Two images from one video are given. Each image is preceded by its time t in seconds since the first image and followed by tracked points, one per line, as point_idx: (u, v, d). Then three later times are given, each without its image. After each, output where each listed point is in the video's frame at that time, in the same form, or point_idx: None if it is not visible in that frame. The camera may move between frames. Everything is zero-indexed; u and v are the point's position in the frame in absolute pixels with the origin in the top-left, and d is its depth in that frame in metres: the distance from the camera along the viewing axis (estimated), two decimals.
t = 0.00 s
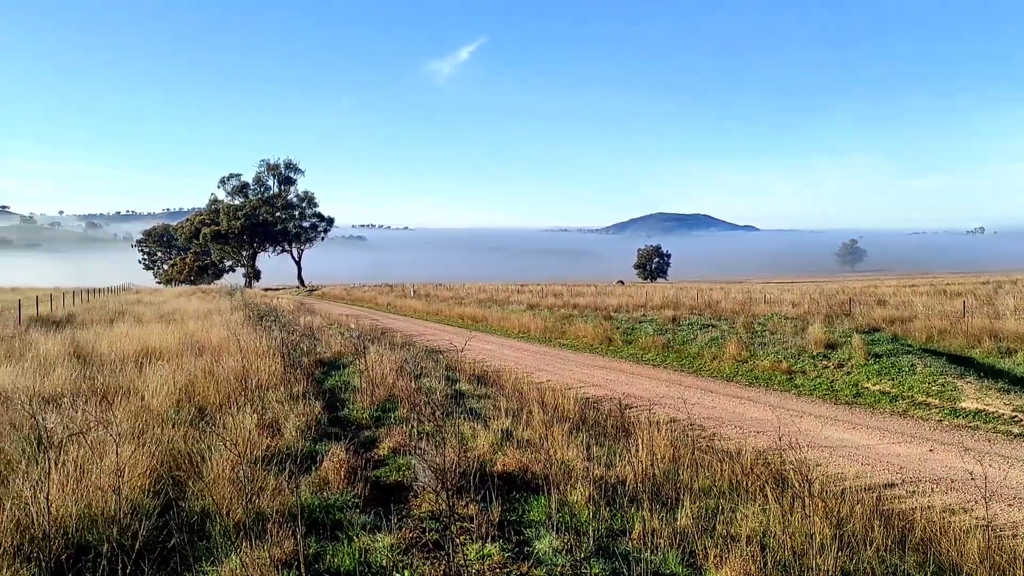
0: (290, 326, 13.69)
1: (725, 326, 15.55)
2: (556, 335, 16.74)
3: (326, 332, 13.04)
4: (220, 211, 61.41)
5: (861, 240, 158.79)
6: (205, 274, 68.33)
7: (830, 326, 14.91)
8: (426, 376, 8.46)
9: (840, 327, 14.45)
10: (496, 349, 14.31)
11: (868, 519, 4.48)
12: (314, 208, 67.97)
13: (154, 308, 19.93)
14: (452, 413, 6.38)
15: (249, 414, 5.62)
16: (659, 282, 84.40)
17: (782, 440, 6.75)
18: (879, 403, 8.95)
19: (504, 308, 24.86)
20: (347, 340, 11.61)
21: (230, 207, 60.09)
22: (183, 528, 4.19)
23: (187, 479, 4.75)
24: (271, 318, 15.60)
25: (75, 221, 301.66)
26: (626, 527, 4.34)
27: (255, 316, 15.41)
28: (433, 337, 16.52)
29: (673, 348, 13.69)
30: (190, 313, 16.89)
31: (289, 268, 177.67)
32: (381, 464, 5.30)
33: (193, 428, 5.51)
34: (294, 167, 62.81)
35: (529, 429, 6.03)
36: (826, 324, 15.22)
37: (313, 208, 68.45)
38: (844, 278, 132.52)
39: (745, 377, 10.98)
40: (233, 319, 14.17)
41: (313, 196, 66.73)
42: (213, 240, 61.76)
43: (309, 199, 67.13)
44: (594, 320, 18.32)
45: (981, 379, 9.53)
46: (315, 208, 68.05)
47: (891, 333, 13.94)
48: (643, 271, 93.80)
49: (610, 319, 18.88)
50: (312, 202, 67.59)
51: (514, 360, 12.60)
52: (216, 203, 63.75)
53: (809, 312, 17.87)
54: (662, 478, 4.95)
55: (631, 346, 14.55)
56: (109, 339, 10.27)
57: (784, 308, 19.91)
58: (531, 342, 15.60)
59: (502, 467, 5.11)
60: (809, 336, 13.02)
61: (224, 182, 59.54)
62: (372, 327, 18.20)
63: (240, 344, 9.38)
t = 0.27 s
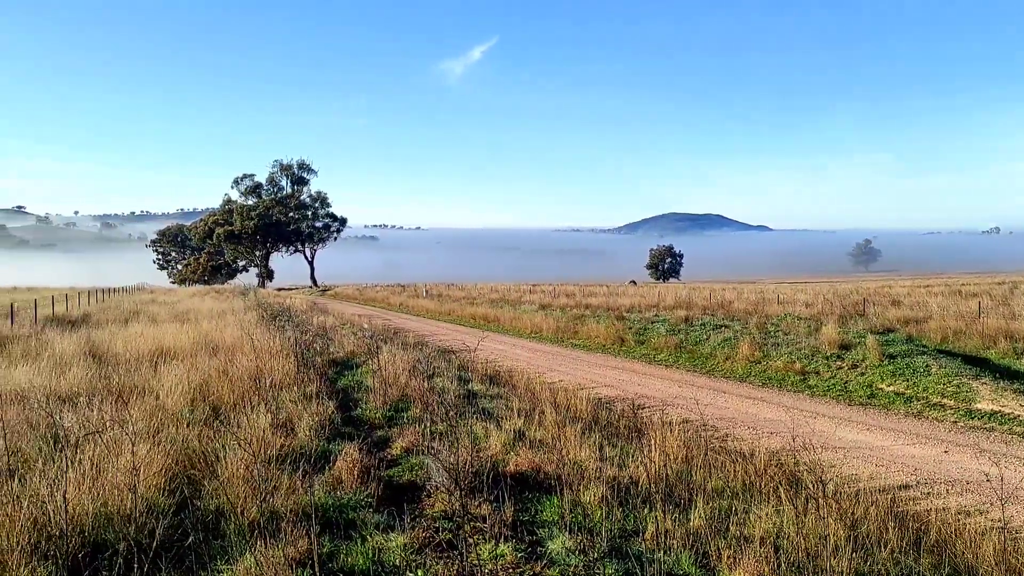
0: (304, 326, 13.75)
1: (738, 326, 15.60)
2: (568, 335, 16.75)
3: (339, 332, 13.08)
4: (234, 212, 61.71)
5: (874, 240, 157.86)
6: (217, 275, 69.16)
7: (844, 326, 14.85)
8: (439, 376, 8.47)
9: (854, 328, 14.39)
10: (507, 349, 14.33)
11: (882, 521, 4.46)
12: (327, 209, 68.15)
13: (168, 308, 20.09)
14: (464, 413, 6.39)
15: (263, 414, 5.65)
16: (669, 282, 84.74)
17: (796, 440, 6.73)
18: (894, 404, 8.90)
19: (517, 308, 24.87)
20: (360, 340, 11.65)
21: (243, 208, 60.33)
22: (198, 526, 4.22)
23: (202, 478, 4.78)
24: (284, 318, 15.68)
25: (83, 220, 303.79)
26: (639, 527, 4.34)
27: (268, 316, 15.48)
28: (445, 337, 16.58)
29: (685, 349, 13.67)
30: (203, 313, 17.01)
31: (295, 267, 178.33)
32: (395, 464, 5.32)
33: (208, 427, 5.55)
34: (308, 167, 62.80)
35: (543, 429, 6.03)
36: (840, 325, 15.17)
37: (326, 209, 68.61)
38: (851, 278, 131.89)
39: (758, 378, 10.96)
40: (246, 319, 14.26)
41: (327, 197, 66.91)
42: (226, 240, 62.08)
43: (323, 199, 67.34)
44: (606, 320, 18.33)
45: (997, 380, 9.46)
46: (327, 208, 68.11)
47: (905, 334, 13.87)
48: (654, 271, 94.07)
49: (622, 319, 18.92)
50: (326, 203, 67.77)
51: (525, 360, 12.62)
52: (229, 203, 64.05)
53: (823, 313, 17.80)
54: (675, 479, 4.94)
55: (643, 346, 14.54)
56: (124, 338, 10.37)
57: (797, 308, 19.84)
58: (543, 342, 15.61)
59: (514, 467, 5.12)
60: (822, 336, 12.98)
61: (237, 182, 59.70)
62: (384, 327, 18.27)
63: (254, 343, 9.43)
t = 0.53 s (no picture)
0: (318, 326, 13.81)
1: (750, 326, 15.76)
2: (581, 335, 16.75)
3: (352, 332, 13.14)
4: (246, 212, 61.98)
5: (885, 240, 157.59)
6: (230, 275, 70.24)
7: (858, 327, 14.80)
8: (452, 377, 8.49)
9: (869, 329, 14.32)
10: (520, 349, 14.34)
11: (898, 523, 4.43)
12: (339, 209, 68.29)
13: (181, 309, 20.24)
14: (478, 413, 6.40)
15: (277, 414, 5.68)
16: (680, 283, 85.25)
17: (809, 442, 6.71)
18: (909, 405, 8.85)
19: (529, 308, 24.88)
20: (372, 340, 11.69)
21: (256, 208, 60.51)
22: (213, 525, 4.25)
23: (217, 477, 4.81)
24: (297, 317, 15.75)
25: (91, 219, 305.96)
26: (652, 528, 4.33)
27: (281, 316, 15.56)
28: (457, 337, 16.61)
29: (698, 349, 13.66)
30: (216, 313, 17.12)
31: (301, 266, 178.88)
32: (408, 464, 5.34)
33: (222, 427, 5.58)
34: (320, 167, 63.28)
35: (556, 429, 6.04)
36: (854, 325, 15.12)
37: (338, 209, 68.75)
38: (858, 278, 131.26)
39: (771, 378, 10.92)
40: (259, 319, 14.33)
41: (339, 197, 67.14)
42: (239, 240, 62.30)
43: (335, 200, 67.56)
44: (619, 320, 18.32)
45: (1014, 382, 9.37)
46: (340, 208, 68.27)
47: (921, 334, 13.78)
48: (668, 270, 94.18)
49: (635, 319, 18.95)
50: (338, 203, 67.93)
51: (538, 360, 12.63)
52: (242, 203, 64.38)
53: (837, 313, 17.72)
54: (688, 479, 4.93)
55: (656, 346, 14.52)
56: (140, 338, 10.46)
57: (811, 309, 19.76)
58: (556, 342, 15.62)
59: (527, 467, 5.12)
60: (837, 337, 12.93)
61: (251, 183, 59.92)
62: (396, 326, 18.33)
63: (268, 343, 9.48)
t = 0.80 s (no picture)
0: (332, 326, 13.88)
1: (765, 326, 15.76)
2: (593, 335, 16.77)
3: (366, 332, 13.20)
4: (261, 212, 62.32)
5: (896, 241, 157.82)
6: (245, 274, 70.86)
7: (874, 328, 14.74)
8: (465, 377, 8.51)
9: (884, 329, 14.26)
10: (532, 349, 14.36)
11: (913, 525, 4.41)
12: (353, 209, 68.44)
13: (195, 308, 20.40)
14: (491, 413, 6.42)
15: (291, 413, 5.70)
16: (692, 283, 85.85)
17: (823, 443, 6.69)
18: (925, 406, 8.80)
19: (542, 308, 24.94)
20: (386, 340, 11.74)
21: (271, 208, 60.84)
22: (229, 523, 4.27)
23: (232, 476, 4.84)
24: (311, 317, 15.85)
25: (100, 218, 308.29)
26: (666, 529, 4.32)
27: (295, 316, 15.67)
28: (470, 337, 16.67)
29: (712, 349, 13.63)
30: (230, 313, 17.24)
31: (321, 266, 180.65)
32: (422, 463, 5.36)
33: (237, 426, 5.62)
34: (332, 167, 63.52)
35: (570, 429, 6.04)
36: (870, 326, 15.05)
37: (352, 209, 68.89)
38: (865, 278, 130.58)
39: (786, 379, 10.89)
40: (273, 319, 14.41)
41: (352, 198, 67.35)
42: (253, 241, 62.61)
43: (348, 200, 67.78)
44: (633, 320, 18.32)
45: None
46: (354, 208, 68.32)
47: (937, 335, 13.69)
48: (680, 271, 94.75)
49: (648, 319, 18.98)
50: (351, 203, 68.08)
51: (550, 360, 12.63)
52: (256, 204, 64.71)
53: (852, 314, 17.64)
54: (702, 480, 4.93)
55: (669, 346, 14.51)
56: (157, 337, 10.57)
57: (825, 309, 19.66)
58: (569, 342, 15.65)
59: (541, 467, 5.13)
60: (852, 338, 12.88)
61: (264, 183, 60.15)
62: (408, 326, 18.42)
63: (282, 343, 9.54)
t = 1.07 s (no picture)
0: (347, 326, 13.96)
1: (780, 327, 15.74)
2: (607, 335, 16.79)
3: (381, 332, 13.27)
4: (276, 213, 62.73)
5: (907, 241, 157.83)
6: (260, 274, 71.04)
7: (890, 328, 14.68)
8: (479, 377, 8.54)
9: (901, 330, 14.19)
10: (546, 349, 14.40)
11: (931, 527, 4.38)
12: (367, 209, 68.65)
13: (212, 308, 20.60)
14: (506, 413, 6.44)
15: (307, 413, 5.74)
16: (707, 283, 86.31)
17: (838, 444, 6.67)
18: (942, 408, 8.74)
19: (556, 309, 25.03)
20: (400, 340, 11.80)
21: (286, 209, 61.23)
22: (246, 522, 4.29)
23: (248, 475, 4.87)
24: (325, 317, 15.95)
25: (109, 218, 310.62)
26: (681, 529, 4.31)
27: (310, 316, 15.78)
28: (484, 337, 16.73)
29: (727, 350, 13.61)
30: (245, 313, 17.37)
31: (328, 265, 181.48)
32: (437, 463, 5.38)
33: (253, 425, 5.65)
34: (347, 167, 64.06)
35: (585, 430, 6.04)
36: (886, 327, 14.99)
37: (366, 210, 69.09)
38: (872, 277, 129.78)
39: (801, 379, 10.86)
40: (288, 319, 14.51)
41: (367, 198, 67.60)
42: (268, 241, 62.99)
43: (363, 201, 68.03)
44: (646, 321, 18.33)
45: None
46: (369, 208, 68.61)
47: (954, 335, 13.61)
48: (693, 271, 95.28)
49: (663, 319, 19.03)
50: (366, 203, 68.26)
51: (565, 360, 12.66)
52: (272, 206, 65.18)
53: (867, 314, 17.56)
54: (717, 481, 4.92)
55: (684, 347, 14.50)
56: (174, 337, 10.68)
57: (841, 310, 19.57)
58: (583, 343, 15.68)
59: (555, 467, 5.13)
60: (868, 338, 12.84)
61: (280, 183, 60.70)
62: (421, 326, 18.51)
63: (297, 343, 9.60)
